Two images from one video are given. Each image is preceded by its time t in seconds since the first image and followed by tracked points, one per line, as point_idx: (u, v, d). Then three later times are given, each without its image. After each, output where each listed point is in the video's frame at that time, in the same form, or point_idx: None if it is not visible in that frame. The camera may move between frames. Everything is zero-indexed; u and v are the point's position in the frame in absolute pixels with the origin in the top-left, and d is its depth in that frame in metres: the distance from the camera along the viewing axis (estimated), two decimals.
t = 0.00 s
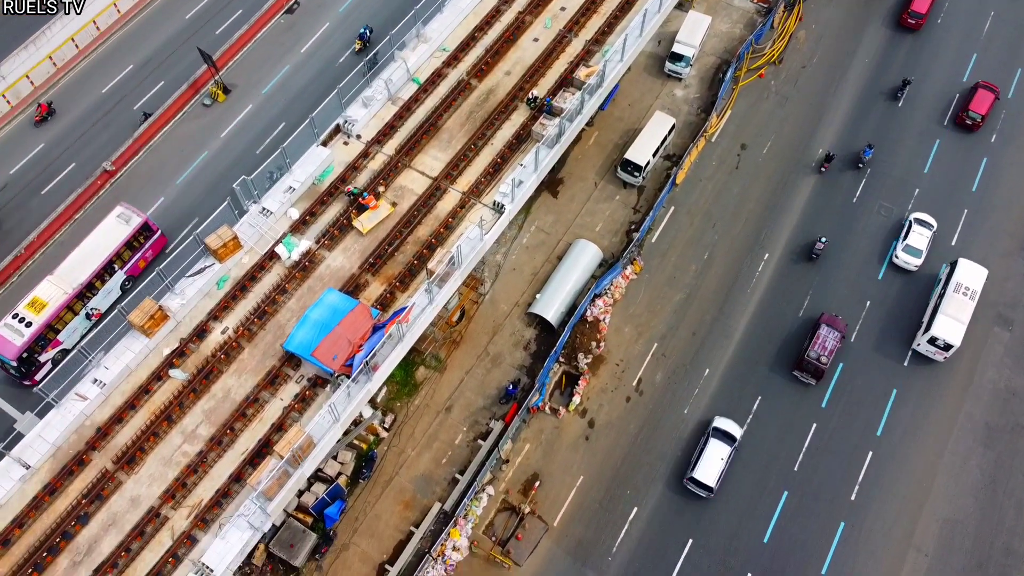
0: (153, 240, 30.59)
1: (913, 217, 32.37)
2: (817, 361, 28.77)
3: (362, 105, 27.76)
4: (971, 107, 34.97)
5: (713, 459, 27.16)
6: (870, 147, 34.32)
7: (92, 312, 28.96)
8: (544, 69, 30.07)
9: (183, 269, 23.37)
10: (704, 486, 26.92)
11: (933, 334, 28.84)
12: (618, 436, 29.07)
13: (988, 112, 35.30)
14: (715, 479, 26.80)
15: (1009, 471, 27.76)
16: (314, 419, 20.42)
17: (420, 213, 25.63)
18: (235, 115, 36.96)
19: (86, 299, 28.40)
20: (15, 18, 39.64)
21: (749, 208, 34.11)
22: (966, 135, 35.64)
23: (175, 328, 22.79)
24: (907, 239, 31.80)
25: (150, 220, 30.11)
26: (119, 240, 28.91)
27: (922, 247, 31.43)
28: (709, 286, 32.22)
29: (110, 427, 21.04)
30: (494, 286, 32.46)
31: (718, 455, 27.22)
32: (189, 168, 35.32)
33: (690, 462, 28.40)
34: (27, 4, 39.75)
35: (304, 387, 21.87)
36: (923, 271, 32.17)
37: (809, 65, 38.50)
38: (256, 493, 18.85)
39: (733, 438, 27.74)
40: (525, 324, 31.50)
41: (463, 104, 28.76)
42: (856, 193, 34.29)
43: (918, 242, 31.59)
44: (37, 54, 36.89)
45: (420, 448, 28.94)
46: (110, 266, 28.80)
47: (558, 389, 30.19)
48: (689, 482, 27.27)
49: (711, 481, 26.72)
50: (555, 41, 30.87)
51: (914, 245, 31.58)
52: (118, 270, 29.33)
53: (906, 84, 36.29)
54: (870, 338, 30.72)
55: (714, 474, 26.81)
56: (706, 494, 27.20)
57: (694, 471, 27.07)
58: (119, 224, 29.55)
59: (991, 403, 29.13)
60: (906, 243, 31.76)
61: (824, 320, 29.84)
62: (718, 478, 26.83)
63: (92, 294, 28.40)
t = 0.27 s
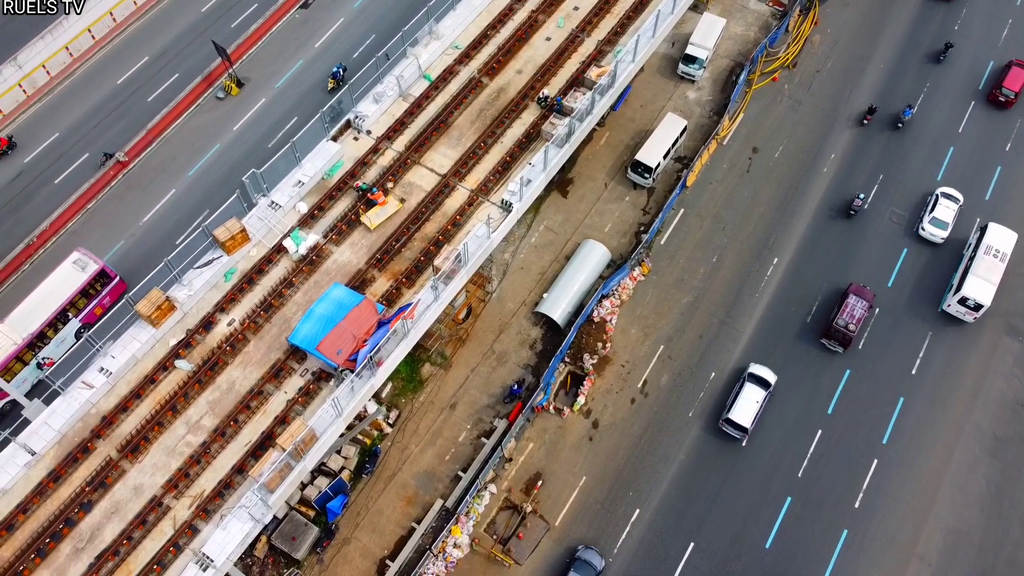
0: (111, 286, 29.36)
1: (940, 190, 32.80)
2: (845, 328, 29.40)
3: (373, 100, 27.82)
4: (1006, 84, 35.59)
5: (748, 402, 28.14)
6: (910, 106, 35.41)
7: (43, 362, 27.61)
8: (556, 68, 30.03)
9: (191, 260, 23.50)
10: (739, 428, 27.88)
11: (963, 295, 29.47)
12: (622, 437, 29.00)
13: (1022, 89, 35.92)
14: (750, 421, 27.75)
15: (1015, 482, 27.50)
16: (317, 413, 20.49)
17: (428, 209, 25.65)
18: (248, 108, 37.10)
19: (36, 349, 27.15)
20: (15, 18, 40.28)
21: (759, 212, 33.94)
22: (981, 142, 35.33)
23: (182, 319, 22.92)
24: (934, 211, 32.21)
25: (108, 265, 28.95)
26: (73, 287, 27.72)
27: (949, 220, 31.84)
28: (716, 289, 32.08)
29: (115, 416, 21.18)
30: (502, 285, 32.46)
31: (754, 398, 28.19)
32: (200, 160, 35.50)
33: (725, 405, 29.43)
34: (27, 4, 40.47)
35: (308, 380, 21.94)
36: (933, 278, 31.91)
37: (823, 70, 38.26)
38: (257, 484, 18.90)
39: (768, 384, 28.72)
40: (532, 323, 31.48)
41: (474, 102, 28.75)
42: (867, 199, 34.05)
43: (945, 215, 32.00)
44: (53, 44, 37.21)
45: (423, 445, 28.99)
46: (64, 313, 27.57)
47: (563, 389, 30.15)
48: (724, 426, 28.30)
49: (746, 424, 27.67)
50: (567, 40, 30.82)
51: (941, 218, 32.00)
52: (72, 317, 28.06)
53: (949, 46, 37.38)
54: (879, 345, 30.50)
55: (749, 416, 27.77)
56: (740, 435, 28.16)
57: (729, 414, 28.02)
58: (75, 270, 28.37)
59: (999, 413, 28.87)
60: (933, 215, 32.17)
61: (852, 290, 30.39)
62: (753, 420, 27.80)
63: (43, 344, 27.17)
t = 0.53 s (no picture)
0: (63, 335, 28.30)
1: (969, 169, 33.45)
2: (875, 301, 29.84)
3: (385, 97, 27.89)
4: None
5: (787, 350, 29.05)
6: (953, 72, 36.45)
7: None
8: (569, 69, 29.99)
9: (201, 252, 23.64)
10: (777, 374, 28.79)
11: (997, 260, 30.11)
12: (627, 440, 28.94)
13: None
14: (788, 368, 28.66)
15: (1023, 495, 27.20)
16: (321, 407, 20.56)
17: (437, 207, 25.68)
18: (262, 103, 37.29)
19: None
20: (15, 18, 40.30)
21: (771, 217, 33.77)
22: (997, 152, 34.98)
23: (190, 310, 23.07)
24: (963, 189, 32.82)
25: (60, 313, 27.93)
26: (21, 337, 26.72)
27: (977, 198, 32.43)
28: (725, 294, 31.94)
29: (121, 405, 21.34)
30: (510, 284, 32.47)
31: (792, 347, 29.08)
32: (214, 153, 35.72)
33: (763, 355, 30.32)
34: (27, 4, 40.46)
35: (313, 374, 22.03)
36: (944, 288, 31.62)
37: (839, 76, 38.00)
38: (260, 476, 18.99)
39: (807, 334, 29.55)
40: (539, 323, 31.47)
41: (486, 101, 28.76)
42: (880, 207, 33.78)
43: (974, 193, 32.60)
44: (72, 35, 37.56)
45: (427, 442, 29.04)
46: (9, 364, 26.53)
47: (568, 390, 30.12)
48: (762, 372, 29.16)
49: (785, 369, 28.58)
50: (581, 41, 30.76)
51: (970, 195, 32.59)
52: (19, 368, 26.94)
53: (993, 15, 38.33)
54: (888, 354, 30.25)
55: (788, 364, 28.66)
56: (777, 382, 29.07)
57: (768, 360, 28.94)
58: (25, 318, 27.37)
59: (1008, 426, 28.56)
60: (961, 193, 32.78)
61: (882, 265, 30.86)
62: (792, 367, 28.68)
63: None
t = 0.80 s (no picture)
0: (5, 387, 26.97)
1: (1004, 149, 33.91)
2: (909, 276, 30.40)
3: (400, 94, 27.96)
4: None
5: (831, 301, 30.08)
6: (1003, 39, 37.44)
7: None
8: (585, 70, 29.91)
9: (212, 243, 23.80)
10: (821, 323, 29.82)
11: None
12: (632, 443, 28.83)
13: None
14: (833, 317, 29.66)
15: None
16: (326, 401, 20.64)
17: (448, 205, 25.70)
18: (279, 96, 37.48)
19: None
20: (15, 18, 40.45)
21: (784, 224, 33.53)
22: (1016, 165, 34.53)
23: (200, 300, 23.23)
24: (998, 167, 33.32)
25: None
26: None
27: (1012, 176, 32.94)
28: (736, 300, 31.75)
29: (129, 392, 21.51)
30: (520, 284, 32.45)
31: (837, 298, 30.11)
32: (230, 145, 35.96)
33: (808, 306, 31.36)
34: (27, 4, 40.72)
35: (320, 368, 22.11)
36: (958, 301, 31.25)
37: (857, 84, 37.66)
38: (264, 467, 19.06)
39: (852, 287, 30.54)
40: (548, 324, 31.43)
41: (500, 100, 28.74)
42: (895, 217, 33.44)
43: (1009, 172, 33.11)
44: (94, 25, 38.00)
45: (433, 439, 29.08)
46: None
47: (575, 392, 30.07)
48: (807, 321, 30.20)
49: (829, 318, 29.60)
50: (597, 43, 30.65)
51: (1005, 174, 33.09)
52: None
53: None
54: (899, 366, 29.95)
55: (833, 313, 29.69)
56: (822, 331, 30.12)
57: (814, 309, 29.97)
58: None
59: (1019, 442, 28.18)
60: (996, 171, 33.28)
61: (917, 241, 31.32)
62: (836, 317, 29.70)
63: None
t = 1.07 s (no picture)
0: None
1: None
2: (944, 256, 30.66)
3: (414, 92, 28.03)
4: None
5: (876, 260, 30.80)
6: None
7: None
8: (599, 72, 29.84)
9: (223, 236, 23.95)
10: (865, 282, 30.62)
11: None
12: (637, 447, 28.72)
13: None
14: (877, 276, 30.42)
15: None
16: (332, 395, 20.72)
17: (459, 203, 25.71)
18: (295, 91, 37.66)
19: None
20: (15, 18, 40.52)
21: (797, 231, 33.31)
22: None
23: (209, 292, 23.38)
24: None
25: None
26: None
27: None
28: (746, 306, 31.56)
29: (137, 381, 21.69)
30: (529, 284, 32.43)
31: (882, 258, 30.82)
32: (245, 138, 36.17)
33: (851, 266, 32.12)
34: (27, 4, 40.71)
35: (326, 362, 22.18)
36: (971, 313, 30.91)
37: (875, 92, 37.34)
38: (267, 460, 19.14)
39: (896, 248, 31.20)
40: (556, 325, 31.37)
41: (514, 100, 28.73)
42: (909, 227, 33.12)
43: None
44: (114, 16, 38.48)
45: (438, 437, 29.11)
46: None
47: (581, 394, 30.01)
48: (851, 279, 31.01)
49: (873, 277, 30.39)
50: (612, 45, 30.56)
51: None
52: None
53: None
54: (909, 377, 29.66)
55: (877, 272, 30.45)
56: (865, 289, 30.90)
57: (858, 267, 30.74)
58: None
59: None
60: None
61: (952, 223, 31.59)
62: (881, 276, 30.47)
63: None
